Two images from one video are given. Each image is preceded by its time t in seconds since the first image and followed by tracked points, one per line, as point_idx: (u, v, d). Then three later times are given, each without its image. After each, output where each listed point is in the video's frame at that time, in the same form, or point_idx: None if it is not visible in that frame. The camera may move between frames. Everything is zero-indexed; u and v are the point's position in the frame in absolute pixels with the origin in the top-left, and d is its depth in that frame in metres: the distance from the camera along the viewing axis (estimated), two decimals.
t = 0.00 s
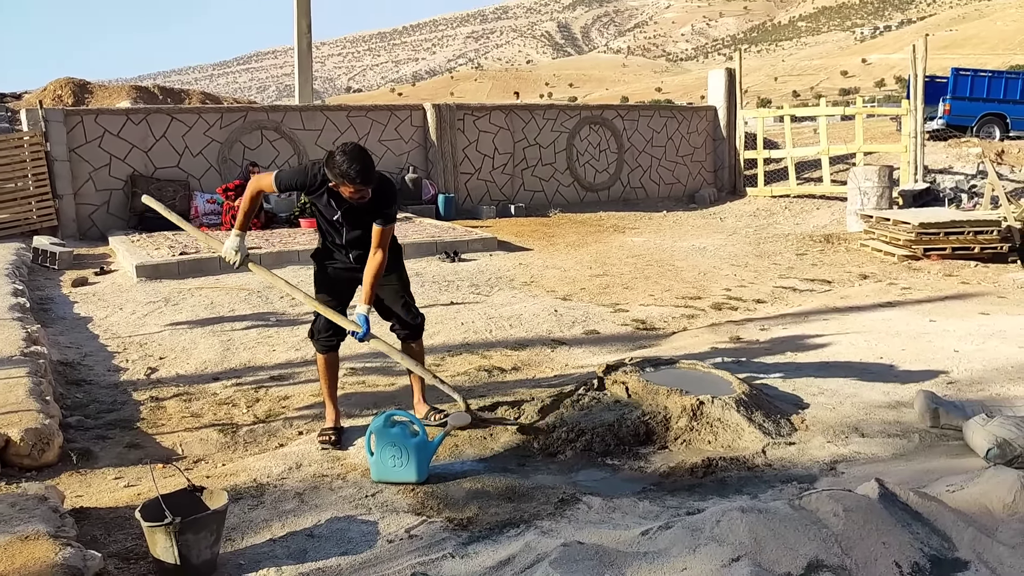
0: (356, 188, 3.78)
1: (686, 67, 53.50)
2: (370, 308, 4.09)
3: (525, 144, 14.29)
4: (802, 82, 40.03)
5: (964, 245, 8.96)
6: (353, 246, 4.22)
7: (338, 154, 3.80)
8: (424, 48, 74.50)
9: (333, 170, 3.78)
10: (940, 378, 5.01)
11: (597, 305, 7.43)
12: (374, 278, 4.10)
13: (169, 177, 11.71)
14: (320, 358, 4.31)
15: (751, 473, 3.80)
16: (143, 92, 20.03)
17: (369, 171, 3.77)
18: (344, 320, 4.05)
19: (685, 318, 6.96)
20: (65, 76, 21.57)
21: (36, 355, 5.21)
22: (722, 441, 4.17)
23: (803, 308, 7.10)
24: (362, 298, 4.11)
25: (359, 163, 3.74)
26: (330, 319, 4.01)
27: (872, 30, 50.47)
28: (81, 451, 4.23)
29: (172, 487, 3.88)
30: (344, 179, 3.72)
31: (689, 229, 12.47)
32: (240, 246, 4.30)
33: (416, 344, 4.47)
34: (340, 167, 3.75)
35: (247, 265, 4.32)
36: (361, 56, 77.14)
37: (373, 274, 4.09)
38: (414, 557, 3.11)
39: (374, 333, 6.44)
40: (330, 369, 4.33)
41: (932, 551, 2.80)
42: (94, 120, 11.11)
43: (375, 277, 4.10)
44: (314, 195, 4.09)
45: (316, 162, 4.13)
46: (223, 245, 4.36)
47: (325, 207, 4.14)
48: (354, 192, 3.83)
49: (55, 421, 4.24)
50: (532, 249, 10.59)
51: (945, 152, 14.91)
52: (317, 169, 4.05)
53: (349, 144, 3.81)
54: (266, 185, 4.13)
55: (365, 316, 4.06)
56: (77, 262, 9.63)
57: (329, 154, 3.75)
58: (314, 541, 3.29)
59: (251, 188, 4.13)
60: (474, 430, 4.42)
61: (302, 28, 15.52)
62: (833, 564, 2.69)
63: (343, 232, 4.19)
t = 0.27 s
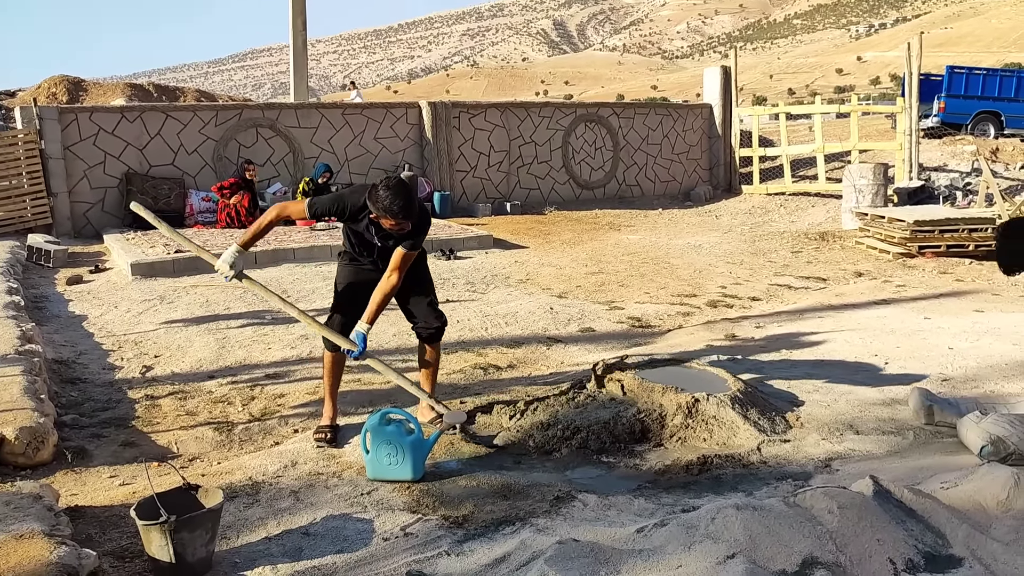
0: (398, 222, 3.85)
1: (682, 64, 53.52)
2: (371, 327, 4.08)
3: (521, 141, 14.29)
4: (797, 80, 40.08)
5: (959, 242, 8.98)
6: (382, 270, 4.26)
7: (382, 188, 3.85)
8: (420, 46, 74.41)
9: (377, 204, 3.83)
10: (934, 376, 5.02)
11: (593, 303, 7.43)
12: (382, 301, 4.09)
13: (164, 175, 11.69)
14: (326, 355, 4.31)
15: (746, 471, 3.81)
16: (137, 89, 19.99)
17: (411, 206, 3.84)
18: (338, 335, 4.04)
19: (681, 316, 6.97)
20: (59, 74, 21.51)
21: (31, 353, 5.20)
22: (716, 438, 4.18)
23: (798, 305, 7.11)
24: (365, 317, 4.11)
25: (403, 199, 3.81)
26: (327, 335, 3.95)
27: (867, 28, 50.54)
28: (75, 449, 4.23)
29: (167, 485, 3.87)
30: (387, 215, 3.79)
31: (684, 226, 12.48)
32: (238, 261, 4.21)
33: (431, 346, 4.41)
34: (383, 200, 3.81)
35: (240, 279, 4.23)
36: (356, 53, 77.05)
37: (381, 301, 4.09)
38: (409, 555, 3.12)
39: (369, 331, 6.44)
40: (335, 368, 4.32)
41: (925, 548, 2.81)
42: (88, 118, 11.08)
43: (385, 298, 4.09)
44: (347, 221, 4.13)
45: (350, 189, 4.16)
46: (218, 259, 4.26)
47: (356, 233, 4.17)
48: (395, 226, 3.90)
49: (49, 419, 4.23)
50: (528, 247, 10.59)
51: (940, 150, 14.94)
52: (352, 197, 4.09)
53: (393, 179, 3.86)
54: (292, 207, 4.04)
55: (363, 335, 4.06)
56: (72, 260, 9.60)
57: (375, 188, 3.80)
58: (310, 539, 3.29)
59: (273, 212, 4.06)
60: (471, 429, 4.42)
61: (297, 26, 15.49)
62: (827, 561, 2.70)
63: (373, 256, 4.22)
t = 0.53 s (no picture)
0: (396, 222, 3.83)
1: (677, 63, 53.57)
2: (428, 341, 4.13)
3: (516, 140, 14.28)
4: (792, 78, 40.15)
5: (953, 240, 9.01)
6: (387, 269, 4.27)
7: (380, 188, 3.83)
8: (416, 44, 74.34)
9: (375, 203, 3.82)
10: (929, 373, 5.03)
11: (588, 301, 7.44)
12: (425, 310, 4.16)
13: (159, 173, 11.66)
14: (325, 354, 4.31)
15: (741, 468, 3.82)
16: (132, 88, 19.94)
17: (410, 205, 3.81)
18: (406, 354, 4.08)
19: (676, 314, 6.98)
20: (54, 72, 21.45)
21: (25, 352, 5.18)
22: (712, 436, 4.18)
23: (794, 303, 7.12)
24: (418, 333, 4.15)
25: (400, 198, 3.78)
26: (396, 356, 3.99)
27: (862, 26, 50.62)
28: (70, 449, 4.21)
29: (162, 484, 3.86)
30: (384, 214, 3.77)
31: (679, 225, 12.49)
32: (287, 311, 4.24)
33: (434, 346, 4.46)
34: (380, 201, 3.79)
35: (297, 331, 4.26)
36: (352, 52, 76.95)
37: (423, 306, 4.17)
38: (404, 553, 3.12)
39: (364, 330, 6.43)
40: (333, 366, 4.31)
41: (919, 545, 2.82)
42: (82, 117, 11.05)
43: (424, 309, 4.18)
44: (348, 224, 4.12)
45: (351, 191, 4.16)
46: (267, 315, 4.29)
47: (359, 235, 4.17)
48: (393, 225, 3.88)
49: (43, 418, 4.22)
50: (524, 245, 10.59)
51: (934, 148, 14.97)
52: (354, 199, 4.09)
53: (391, 178, 3.84)
54: (303, 237, 4.12)
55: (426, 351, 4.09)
56: (67, 259, 9.58)
57: (371, 188, 3.78)
58: (305, 538, 3.29)
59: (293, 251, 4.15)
60: (466, 427, 4.42)
61: (292, 24, 15.46)
62: (822, 559, 2.70)
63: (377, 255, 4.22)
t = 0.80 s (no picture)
0: (365, 196, 3.80)
1: (673, 61, 53.58)
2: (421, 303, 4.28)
3: (513, 138, 14.28)
4: (788, 76, 40.18)
5: (950, 238, 9.02)
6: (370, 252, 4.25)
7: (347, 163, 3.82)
8: (412, 42, 74.29)
9: (342, 179, 3.80)
10: (925, 371, 5.04)
11: (585, 299, 7.44)
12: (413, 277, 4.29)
13: (156, 172, 11.64)
14: (319, 352, 4.31)
15: (738, 466, 3.82)
16: (128, 86, 19.91)
17: (377, 176, 3.78)
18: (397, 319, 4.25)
19: (673, 312, 6.99)
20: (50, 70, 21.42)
21: (21, 351, 5.17)
22: (709, 434, 4.18)
23: (790, 301, 7.13)
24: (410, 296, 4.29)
25: (367, 170, 3.76)
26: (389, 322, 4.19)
27: (858, 25, 50.67)
28: (67, 448, 4.21)
29: (159, 483, 3.86)
30: (351, 187, 3.74)
31: (677, 223, 12.50)
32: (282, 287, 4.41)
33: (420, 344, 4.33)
34: (348, 175, 3.77)
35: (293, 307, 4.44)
36: (349, 50, 76.86)
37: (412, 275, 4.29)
38: (402, 552, 3.12)
39: (362, 329, 6.43)
40: (328, 364, 4.31)
41: (916, 543, 2.83)
42: (79, 115, 11.03)
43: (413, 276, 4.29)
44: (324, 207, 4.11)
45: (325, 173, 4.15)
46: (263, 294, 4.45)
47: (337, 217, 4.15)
48: (363, 201, 3.85)
49: (40, 418, 4.21)
50: (521, 244, 10.59)
51: (931, 146, 14.99)
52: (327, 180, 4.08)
53: (358, 152, 3.82)
54: (283, 217, 4.17)
55: (420, 313, 4.26)
56: (63, 258, 9.57)
57: (338, 163, 3.77)
58: (303, 537, 3.29)
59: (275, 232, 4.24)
60: (463, 426, 4.42)
61: (289, 23, 15.45)
62: (818, 556, 2.71)
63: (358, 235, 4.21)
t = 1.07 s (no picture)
0: (332, 179, 3.81)
1: (671, 58, 53.55)
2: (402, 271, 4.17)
3: (511, 136, 14.27)
4: (786, 74, 40.18)
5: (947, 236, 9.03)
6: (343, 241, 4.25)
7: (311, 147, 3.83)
8: (410, 40, 74.19)
9: (308, 163, 3.81)
10: (922, 368, 5.05)
11: (583, 297, 7.44)
12: (392, 254, 4.26)
13: (153, 170, 11.62)
14: (304, 354, 4.33)
15: (736, 463, 3.83)
16: (126, 84, 19.87)
17: (344, 158, 3.80)
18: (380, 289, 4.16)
19: (671, 310, 6.99)
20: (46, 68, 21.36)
21: (19, 349, 5.16)
22: (707, 431, 4.19)
23: (788, 299, 7.13)
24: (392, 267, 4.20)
25: (332, 152, 3.77)
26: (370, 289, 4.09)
27: (856, 23, 50.66)
28: (65, 446, 4.20)
29: (157, 481, 3.86)
30: (318, 170, 3.75)
31: (674, 221, 12.50)
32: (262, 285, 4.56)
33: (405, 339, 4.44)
34: (314, 160, 3.78)
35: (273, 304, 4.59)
36: (346, 48, 76.74)
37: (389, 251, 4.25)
38: (400, 549, 3.12)
39: (359, 326, 6.42)
40: (315, 366, 4.33)
41: (914, 539, 2.83)
42: (76, 113, 11.01)
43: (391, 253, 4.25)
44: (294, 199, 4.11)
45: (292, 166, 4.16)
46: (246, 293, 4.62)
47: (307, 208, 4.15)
48: (331, 184, 3.85)
49: (38, 415, 4.21)
50: (518, 241, 10.59)
51: (928, 144, 15.00)
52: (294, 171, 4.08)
53: (322, 136, 3.84)
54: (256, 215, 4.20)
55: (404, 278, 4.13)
56: (60, 255, 9.55)
57: (303, 147, 3.78)
58: (301, 534, 3.29)
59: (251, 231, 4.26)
60: (460, 424, 4.42)
61: (286, 21, 15.42)
62: (816, 553, 2.71)
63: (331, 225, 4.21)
